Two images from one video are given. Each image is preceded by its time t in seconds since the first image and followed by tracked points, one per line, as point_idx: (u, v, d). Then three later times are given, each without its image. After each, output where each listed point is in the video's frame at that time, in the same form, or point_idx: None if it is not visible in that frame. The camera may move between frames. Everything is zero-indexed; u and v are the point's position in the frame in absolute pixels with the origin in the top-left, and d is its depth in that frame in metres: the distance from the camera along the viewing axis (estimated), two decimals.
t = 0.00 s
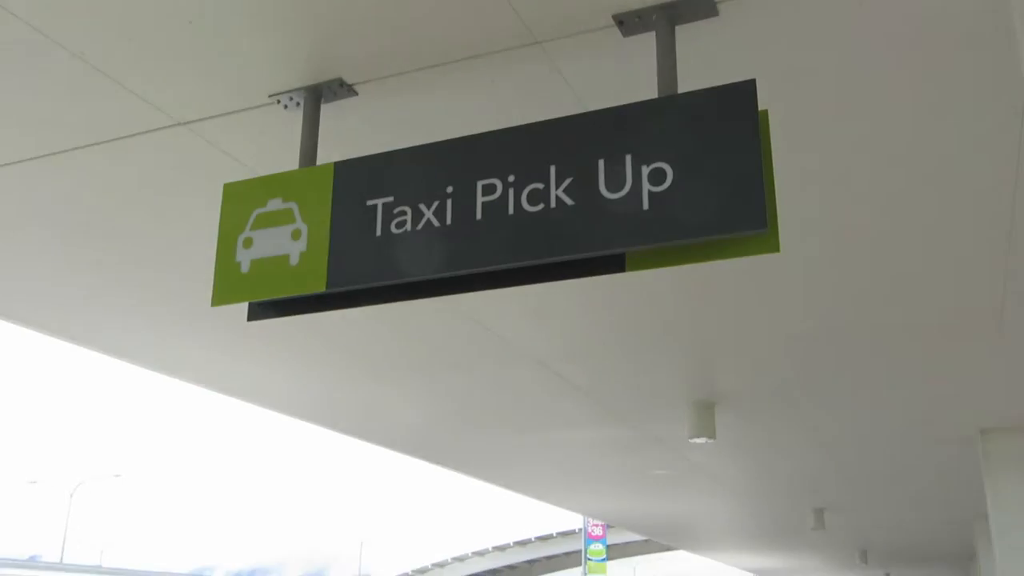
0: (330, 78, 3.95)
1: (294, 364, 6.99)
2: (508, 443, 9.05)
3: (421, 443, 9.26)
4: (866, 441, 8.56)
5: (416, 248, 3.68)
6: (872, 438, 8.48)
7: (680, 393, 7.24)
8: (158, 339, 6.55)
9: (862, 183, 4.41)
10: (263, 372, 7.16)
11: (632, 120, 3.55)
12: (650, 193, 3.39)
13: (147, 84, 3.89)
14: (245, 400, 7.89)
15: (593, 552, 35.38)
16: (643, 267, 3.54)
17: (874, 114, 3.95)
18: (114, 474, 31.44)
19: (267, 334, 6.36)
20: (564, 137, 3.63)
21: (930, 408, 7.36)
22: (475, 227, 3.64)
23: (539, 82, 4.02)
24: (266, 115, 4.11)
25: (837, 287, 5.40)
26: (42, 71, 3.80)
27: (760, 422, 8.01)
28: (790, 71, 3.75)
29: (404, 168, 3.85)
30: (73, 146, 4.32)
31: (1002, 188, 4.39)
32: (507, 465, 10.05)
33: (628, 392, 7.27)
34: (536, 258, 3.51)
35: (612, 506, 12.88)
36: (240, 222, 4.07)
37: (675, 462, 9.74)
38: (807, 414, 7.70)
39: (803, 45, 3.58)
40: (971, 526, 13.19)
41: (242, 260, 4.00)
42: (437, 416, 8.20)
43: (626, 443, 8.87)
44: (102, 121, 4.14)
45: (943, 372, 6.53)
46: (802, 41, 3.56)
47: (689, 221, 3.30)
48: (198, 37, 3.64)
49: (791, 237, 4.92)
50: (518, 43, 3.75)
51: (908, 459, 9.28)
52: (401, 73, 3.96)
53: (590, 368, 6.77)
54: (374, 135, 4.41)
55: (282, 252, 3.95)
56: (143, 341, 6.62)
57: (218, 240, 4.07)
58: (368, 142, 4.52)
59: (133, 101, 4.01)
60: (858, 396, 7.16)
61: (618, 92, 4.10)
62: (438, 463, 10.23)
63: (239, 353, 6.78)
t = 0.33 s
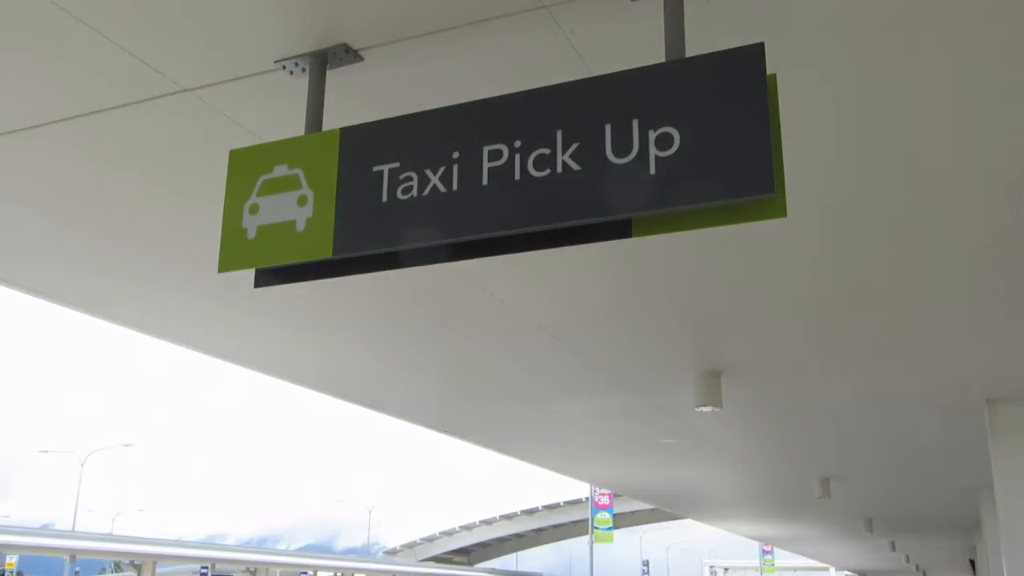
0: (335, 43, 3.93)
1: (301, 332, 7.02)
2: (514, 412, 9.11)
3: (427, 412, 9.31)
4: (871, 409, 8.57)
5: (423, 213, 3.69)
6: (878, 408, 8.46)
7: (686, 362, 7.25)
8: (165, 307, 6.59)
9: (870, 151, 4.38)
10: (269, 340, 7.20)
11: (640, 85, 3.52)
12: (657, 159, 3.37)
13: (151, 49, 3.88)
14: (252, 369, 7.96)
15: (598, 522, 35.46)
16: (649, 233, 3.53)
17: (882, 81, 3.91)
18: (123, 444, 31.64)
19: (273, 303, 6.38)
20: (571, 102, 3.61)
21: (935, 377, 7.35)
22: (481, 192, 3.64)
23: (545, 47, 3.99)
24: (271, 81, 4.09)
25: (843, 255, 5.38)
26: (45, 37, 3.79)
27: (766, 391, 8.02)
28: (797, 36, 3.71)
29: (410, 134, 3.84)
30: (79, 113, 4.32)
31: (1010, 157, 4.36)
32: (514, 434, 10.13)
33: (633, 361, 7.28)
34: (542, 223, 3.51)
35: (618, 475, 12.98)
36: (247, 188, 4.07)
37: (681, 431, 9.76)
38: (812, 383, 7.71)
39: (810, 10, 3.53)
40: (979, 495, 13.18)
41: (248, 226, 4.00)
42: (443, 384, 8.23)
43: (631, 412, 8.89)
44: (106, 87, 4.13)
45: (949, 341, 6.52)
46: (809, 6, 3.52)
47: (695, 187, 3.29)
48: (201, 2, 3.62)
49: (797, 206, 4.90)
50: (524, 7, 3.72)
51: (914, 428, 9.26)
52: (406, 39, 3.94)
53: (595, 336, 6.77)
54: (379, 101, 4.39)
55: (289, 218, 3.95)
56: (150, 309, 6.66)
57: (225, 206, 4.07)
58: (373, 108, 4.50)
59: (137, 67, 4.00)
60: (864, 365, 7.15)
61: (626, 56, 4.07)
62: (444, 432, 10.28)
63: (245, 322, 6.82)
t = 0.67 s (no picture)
0: (337, 8, 3.90)
1: (303, 301, 7.04)
2: (516, 381, 9.14)
3: (428, 381, 9.34)
4: (872, 379, 8.58)
5: (426, 178, 3.68)
6: (878, 376, 8.48)
7: (687, 331, 7.27)
8: (167, 275, 6.60)
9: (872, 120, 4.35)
10: (272, 308, 7.21)
11: (644, 49, 3.49)
12: (660, 123, 3.36)
13: (151, 15, 3.86)
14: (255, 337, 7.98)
15: (598, 492, 35.61)
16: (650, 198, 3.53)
17: (885, 50, 3.88)
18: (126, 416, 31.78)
19: (275, 271, 6.38)
20: (574, 67, 3.58)
21: (936, 346, 7.36)
22: (483, 157, 3.63)
23: (547, 11, 3.96)
24: (273, 46, 4.07)
25: (845, 224, 5.37)
26: (44, 3, 3.77)
27: (767, 360, 8.04)
28: None
29: (411, 99, 3.82)
30: (81, 77, 4.29)
31: (1013, 125, 4.32)
32: (516, 402, 10.18)
33: (634, 330, 7.30)
34: (544, 188, 3.50)
35: (620, 444, 13.05)
36: (248, 154, 4.05)
37: (681, 400, 9.81)
38: (813, 352, 7.73)
39: None
40: (978, 464, 13.23)
41: (249, 191, 3.99)
42: (444, 353, 8.26)
43: (632, 380, 8.92)
44: (107, 54, 4.12)
45: (950, 310, 6.52)
46: None
47: (698, 152, 3.29)
48: None
49: (800, 174, 4.88)
50: None
51: (913, 397, 9.29)
52: (407, 3, 3.91)
53: (596, 305, 6.78)
54: (381, 66, 4.37)
55: (290, 183, 3.94)
56: (154, 277, 6.67)
57: (226, 170, 4.06)
58: (374, 74, 4.48)
59: (137, 32, 3.98)
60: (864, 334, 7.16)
61: (629, 21, 4.03)
62: (446, 400, 10.33)
63: (247, 289, 6.83)
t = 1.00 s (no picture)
0: None
1: (303, 267, 7.04)
2: (516, 347, 9.16)
3: (430, 347, 9.37)
4: (872, 343, 8.59)
5: (425, 141, 3.68)
6: (878, 341, 8.49)
7: (688, 296, 7.27)
8: (167, 241, 6.61)
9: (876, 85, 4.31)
10: (273, 274, 7.22)
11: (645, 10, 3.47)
12: (660, 85, 3.35)
13: None
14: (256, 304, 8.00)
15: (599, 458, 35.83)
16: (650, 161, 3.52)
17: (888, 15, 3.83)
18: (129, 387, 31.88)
19: (276, 237, 6.39)
20: (575, 28, 3.56)
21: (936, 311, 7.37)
22: (483, 120, 3.62)
23: None
24: (271, 9, 4.03)
25: (846, 189, 5.36)
26: None
27: (767, 325, 8.05)
28: None
29: (412, 63, 3.80)
30: (78, 41, 4.27)
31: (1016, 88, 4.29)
32: (517, 369, 10.21)
33: (635, 295, 7.30)
34: (544, 150, 3.50)
35: (621, 410, 13.12)
36: (247, 118, 4.04)
37: (682, 365, 9.84)
38: (813, 317, 7.74)
39: None
40: (977, 428, 13.28)
41: (249, 155, 3.98)
42: (446, 319, 8.28)
43: (633, 346, 8.94)
44: (105, 18, 4.09)
45: (951, 274, 6.51)
46: None
47: (699, 114, 3.28)
48: None
49: (802, 138, 4.85)
50: None
51: (913, 361, 9.30)
52: None
53: (598, 271, 6.78)
54: (380, 26, 4.33)
55: (290, 147, 3.93)
56: (155, 244, 6.68)
57: (225, 134, 4.05)
58: (374, 34, 4.44)
59: None
60: (865, 298, 7.16)
61: None
62: (447, 366, 10.37)
63: (247, 255, 6.84)
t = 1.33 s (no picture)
0: None
1: (304, 239, 7.04)
2: (517, 317, 9.17)
3: (431, 318, 9.38)
4: (872, 312, 8.58)
5: (425, 108, 3.65)
6: (879, 310, 8.48)
7: (689, 266, 7.26)
8: (166, 211, 6.59)
9: (879, 54, 4.26)
10: (274, 245, 7.23)
11: None
12: (661, 50, 3.31)
13: None
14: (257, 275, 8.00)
15: (601, 429, 35.98)
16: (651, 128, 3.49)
17: None
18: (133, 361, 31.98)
19: (275, 207, 6.37)
20: None
21: (937, 279, 7.35)
22: (483, 86, 3.59)
23: None
24: None
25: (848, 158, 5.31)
26: None
27: (769, 295, 8.04)
28: None
29: (411, 28, 3.76)
30: (71, 10, 4.22)
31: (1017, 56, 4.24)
32: (518, 339, 10.23)
33: (636, 265, 7.30)
34: (544, 116, 3.47)
35: (622, 380, 13.16)
36: (246, 84, 4.01)
37: (683, 336, 9.85)
38: (815, 286, 7.72)
39: None
40: (978, 397, 13.30)
41: (248, 123, 3.96)
42: (447, 290, 8.28)
43: (634, 316, 8.94)
44: None
45: (952, 242, 6.48)
46: None
47: (699, 79, 3.25)
48: None
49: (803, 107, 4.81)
50: None
51: (913, 330, 9.29)
52: None
53: (598, 241, 6.76)
54: None
55: (289, 114, 3.90)
56: (155, 215, 6.68)
57: (225, 102, 4.02)
58: None
59: None
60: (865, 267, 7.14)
61: None
62: (449, 337, 10.39)
63: (246, 225, 6.82)
